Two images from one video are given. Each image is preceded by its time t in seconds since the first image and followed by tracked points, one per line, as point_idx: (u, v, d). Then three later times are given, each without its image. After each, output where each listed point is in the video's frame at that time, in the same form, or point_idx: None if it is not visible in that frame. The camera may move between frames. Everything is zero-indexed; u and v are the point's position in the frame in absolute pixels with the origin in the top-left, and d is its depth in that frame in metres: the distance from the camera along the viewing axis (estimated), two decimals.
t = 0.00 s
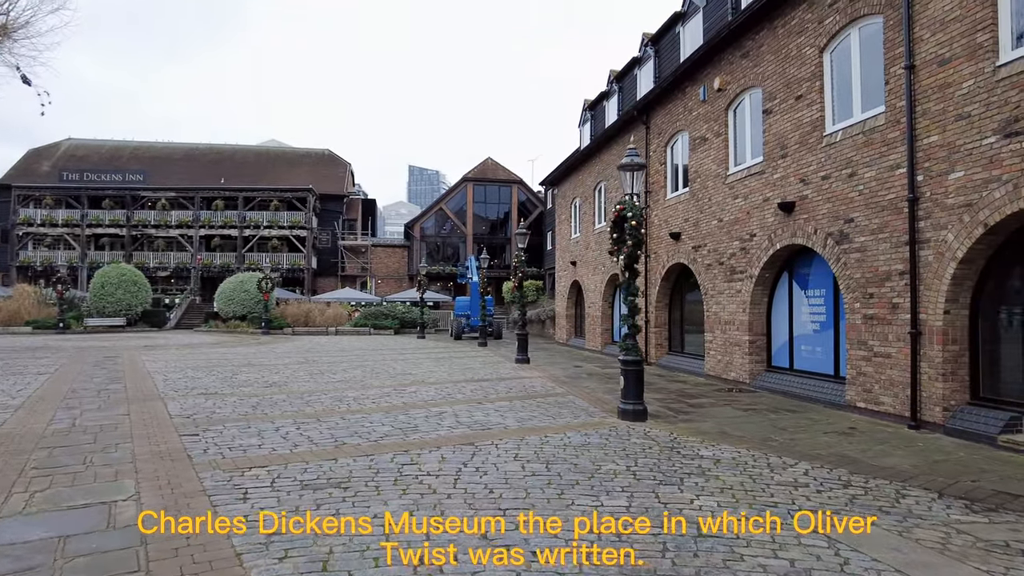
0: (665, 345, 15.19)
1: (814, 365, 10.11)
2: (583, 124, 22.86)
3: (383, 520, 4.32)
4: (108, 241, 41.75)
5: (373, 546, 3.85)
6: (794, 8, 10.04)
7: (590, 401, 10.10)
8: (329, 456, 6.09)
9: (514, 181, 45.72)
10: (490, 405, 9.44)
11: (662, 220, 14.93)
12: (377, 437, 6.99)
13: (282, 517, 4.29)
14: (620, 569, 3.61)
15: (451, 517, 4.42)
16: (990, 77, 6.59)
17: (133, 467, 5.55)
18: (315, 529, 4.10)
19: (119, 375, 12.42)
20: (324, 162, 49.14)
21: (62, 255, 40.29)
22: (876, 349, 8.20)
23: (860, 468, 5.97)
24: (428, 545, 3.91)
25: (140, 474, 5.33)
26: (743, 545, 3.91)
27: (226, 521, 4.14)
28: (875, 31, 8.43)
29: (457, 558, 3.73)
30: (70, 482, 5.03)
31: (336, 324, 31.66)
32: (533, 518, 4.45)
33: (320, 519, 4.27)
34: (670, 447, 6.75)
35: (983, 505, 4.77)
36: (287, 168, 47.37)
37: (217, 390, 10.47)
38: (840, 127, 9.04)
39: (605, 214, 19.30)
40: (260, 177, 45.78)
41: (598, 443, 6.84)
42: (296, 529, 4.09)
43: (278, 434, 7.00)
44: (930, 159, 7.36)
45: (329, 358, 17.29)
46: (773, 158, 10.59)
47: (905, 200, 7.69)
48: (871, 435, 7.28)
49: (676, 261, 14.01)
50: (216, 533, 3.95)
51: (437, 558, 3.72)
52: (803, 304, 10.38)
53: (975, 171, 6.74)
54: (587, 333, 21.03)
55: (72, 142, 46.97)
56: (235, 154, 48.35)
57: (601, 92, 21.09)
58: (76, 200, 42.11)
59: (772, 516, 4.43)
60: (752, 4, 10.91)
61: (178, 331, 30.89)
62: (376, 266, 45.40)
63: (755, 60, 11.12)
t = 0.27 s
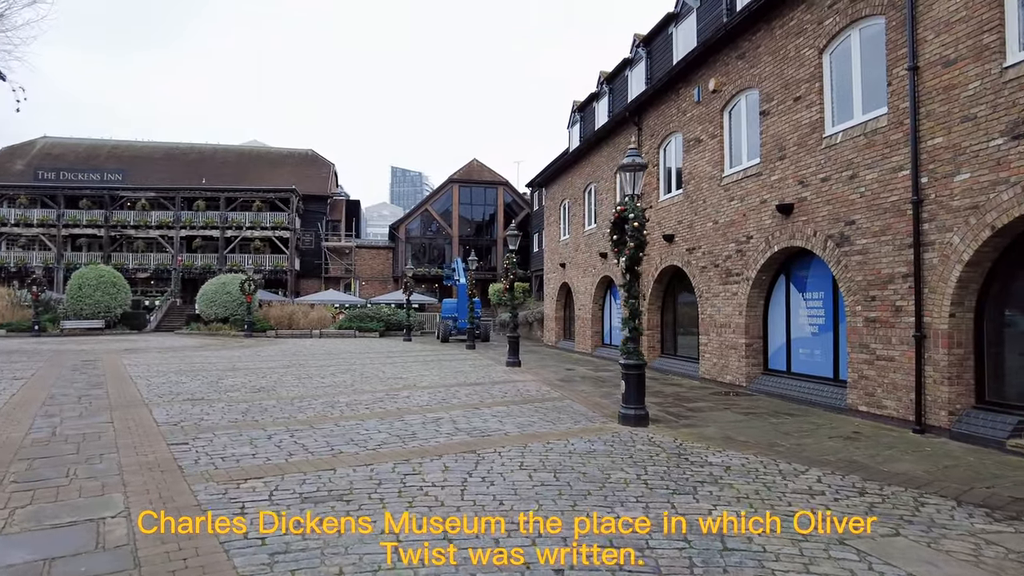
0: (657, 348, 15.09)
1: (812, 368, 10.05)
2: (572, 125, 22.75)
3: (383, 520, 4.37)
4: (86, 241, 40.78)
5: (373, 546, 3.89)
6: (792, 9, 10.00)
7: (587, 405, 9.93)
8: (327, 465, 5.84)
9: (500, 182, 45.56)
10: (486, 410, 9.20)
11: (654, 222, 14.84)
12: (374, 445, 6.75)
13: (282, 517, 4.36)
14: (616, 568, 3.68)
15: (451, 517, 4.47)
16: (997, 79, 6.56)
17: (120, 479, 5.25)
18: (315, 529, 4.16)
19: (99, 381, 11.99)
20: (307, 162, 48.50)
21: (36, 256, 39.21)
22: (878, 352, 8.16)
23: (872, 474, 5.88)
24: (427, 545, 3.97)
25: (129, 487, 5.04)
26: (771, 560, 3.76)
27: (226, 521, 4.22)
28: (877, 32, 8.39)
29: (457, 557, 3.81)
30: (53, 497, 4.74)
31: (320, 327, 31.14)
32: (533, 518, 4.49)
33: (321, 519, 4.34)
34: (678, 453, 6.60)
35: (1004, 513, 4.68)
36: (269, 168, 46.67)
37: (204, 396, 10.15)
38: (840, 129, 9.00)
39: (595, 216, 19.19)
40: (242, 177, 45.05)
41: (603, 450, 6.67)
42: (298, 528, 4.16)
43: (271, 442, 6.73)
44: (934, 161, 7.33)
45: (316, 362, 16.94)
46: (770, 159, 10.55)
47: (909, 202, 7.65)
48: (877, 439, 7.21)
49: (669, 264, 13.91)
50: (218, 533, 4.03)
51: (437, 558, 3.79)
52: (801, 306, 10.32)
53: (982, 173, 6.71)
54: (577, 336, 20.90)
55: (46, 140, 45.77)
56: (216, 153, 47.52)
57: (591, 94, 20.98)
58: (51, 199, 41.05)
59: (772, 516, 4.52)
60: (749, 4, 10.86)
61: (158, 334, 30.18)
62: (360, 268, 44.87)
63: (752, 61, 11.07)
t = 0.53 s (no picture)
0: (662, 348, 14.98)
1: (825, 368, 9.97)
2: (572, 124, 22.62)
3: (383, 520, 4.28)
4: (77, 241, 40.27)
5: (371, 546, 3.81)
6: (804, 5, 9.90)
7: (598, 405, 9.78)
8: (344, 468, 5.65)
9: (496, 182, 45.39)
10: (496, 410, 9.02)
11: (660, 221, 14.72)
12: (388, 446, 6.56)
13: (283, 517, 4.29)
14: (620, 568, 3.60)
15: (451, 518, 4.36)
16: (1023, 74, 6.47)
17: (129, 484, 5.03)
18: (315, 529, 4.08)
19: (96, 381, 11.74)
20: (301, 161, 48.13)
21: (27, 256, 38.66)
22: (896, 352, 8.06)
23: (902, 476, 5.75)
24: (428, 545, 3.86)
25: (139, 492, 4.83)
26: (822, 566, 3.62)
27: (226, 521, 4.16)
28: (894, 28, 8.29)
29: (457, 557, 3.70)
30: (58, 502, 4.53)
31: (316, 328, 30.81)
32: (533, 518, 4.40)
33: (319, 519, 4.25)
34: (700, 455, 6.45)
35: None
36: (263, 168, 46.28)
37: (205, 397, 9.94)
38: (855, 126, 8.91)
39: (597, 215, 19.06)
40: (235, 176, 44.65)
41: (623, 452, 6.51)
42: (297, 528, 4.07)
43: (281, 444, 6.54)
44: (955, 158, 7.24)
45: (316, 362, 16.71)
46: (782, 157, 10.45)
47: (929, 200, 7.56)
48: (899, 440, 7.10)
49: (675, 263, 13.78)
50: (216, 532, 3.97)
51: (437, 558, 3.68)
52: (813, 305, 10.23)
53: (1007, 170, 6.62)
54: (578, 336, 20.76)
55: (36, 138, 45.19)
56: (208, 152, 47.06)
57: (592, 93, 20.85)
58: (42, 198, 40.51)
59: (772, 517, 4.44)
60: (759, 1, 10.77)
61: (151, 335, 29.78)
62: (355, 268, 44.55)
63: (762, 58, 10.98)
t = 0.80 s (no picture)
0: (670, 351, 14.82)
1: (842, 372, 9.85)
2: (576, 126, 22.48)
3: (383, 520, 4.38)
4: (73, 242, 39.92)
5: (372, 545, 3.90)
6: (822, 5, 9.78)
7: (612, 410, 9.60)
8: (363, 478, 5.46)
9: (496, 184, 45.25)
10: (510, 416, 8.82)
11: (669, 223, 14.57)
12: (405, 454, 6.37)
13: (283, 517, 4.38)
14: (614, 566, 3.70)
15: (452, 518, 4.47)
16: None
17: (142, 496, 4.82)
18: (315, 529, 4.18)
19: (97, 385, 11.48)
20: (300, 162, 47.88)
21: (22, 257, 38.26)
22: (919, 357, 7.91)
23: (938, 484, 5.60)
24: (428, 544, 3.96)
25: (155, 504, 4.63)
26: None
27: (227, 521, 4.25)
28: (917, 27, 8.17)
29: (456, 557, 3.78)
30: (71, 515, 4.33)
31: (315, 330, 30.51)
32: (533, 518, 4.49)
33: (321, 519, 4.35)
34: (727, 463, 6.28)
35: None
36: (261, 169, 45.98)
37: (211, 401, 9.71)
38: (875, 127, 8.78)
39: (603, 217, 18.91)
40: (234, 177, 44.37)
41: (647, 460, 6.33)
42: (298, 528, 4.17)
43: (295, 452, 6.35)
44: (983, 159, 7.11)
45: (319, 365, 16.47)
46: (797, 158, 10.32)
47: (955, 202, 7.42)
48: (926, 447, 6.95)
49: (685, 266, 13.63)
50: (217, 532, 4.06)
51: (436, 557, 3.77)
52: (829, 309, 10.11)
53: None
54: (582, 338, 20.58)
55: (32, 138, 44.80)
56: (206, 153, 46.75)
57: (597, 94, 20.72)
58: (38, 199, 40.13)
59: (772, 517, 4.55)
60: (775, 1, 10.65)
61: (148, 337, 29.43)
62: (354, 270, 44.27)
63: (777, 59, 10.85)
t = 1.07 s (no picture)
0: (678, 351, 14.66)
1: (859, 372, 9.72)
2: (580, 124, 22.32)
3: (382, 520, 4.33)
4: (69, 241, 39.55)
5: (372, 545, 3.85)
6: None
7: (626, 411, 9.43)
8: (384, 483, 5.27)
9: (496, 184, 45.08)
10: (524, 417, 8.64)
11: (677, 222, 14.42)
12: (424, 457, 6.17)
13: (283, 517, 4.34)
14: (617, 566, 3.64)
15: (452, 517, 4.41)
16: None
17: (156, 503, 4.61)
18: (313, 529, 4.13)
19: (98, 386, 11.22)
20: (298, 162, 47.59)
21: (17, 256, 37.86)
22: (942, 356, 7.77)
23: (974, 487, 5.45)
24: (428, 545, 3.90)
25: (170, 512, 4.43)
26: None
27: (226, 521, 4.20)
28: (942, 21, 8.04)
29: (456, 558, 3.72)
30: (83, 525, 4.12)
31: (314, 330, 30.24)
32: (533, 518, 4.43)
33: (319, 519, 4.30)
34: (755, 466, 6.12)
35: None
36: (258, 168, 45.67)
37: (217, 403, 9.50)
38: (895, 123, 8.64)
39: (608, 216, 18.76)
40: (231, 177, 44.06)
41: (673, 463, 6.17)
42: (296, 529, 4.13)
43: (310, 455, 6.15)
44: (1011, 155, 6.98)
45: (322, 365, 16.24)
46: (813, 156, 10.17)
47: (981, 198, 7.29)
48: (955, 448, 6.81)
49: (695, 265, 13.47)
50: (216, 532, 4.02)
51: (437, 558, 3.71)
52: (846, 309, 9.97)
53: None
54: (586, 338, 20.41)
55: (27, 137, 44.37)
56: (203, 152, 46.41)
57: (601, 92, 20.57)
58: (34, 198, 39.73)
59: (773, 517, 4.51)
60: None
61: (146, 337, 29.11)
62: (352, 270, 44.00)
63: (791, 55, 10.71)
